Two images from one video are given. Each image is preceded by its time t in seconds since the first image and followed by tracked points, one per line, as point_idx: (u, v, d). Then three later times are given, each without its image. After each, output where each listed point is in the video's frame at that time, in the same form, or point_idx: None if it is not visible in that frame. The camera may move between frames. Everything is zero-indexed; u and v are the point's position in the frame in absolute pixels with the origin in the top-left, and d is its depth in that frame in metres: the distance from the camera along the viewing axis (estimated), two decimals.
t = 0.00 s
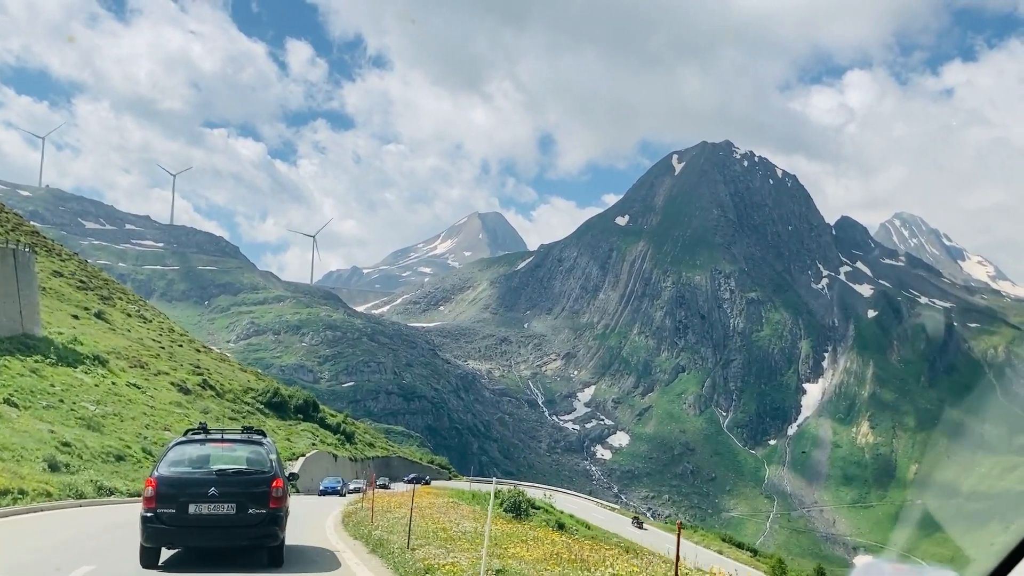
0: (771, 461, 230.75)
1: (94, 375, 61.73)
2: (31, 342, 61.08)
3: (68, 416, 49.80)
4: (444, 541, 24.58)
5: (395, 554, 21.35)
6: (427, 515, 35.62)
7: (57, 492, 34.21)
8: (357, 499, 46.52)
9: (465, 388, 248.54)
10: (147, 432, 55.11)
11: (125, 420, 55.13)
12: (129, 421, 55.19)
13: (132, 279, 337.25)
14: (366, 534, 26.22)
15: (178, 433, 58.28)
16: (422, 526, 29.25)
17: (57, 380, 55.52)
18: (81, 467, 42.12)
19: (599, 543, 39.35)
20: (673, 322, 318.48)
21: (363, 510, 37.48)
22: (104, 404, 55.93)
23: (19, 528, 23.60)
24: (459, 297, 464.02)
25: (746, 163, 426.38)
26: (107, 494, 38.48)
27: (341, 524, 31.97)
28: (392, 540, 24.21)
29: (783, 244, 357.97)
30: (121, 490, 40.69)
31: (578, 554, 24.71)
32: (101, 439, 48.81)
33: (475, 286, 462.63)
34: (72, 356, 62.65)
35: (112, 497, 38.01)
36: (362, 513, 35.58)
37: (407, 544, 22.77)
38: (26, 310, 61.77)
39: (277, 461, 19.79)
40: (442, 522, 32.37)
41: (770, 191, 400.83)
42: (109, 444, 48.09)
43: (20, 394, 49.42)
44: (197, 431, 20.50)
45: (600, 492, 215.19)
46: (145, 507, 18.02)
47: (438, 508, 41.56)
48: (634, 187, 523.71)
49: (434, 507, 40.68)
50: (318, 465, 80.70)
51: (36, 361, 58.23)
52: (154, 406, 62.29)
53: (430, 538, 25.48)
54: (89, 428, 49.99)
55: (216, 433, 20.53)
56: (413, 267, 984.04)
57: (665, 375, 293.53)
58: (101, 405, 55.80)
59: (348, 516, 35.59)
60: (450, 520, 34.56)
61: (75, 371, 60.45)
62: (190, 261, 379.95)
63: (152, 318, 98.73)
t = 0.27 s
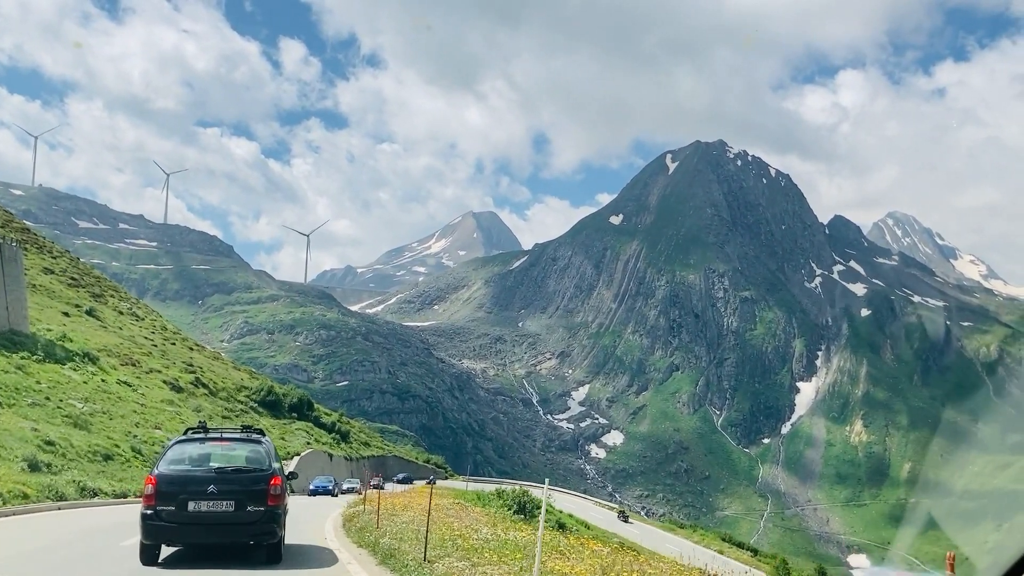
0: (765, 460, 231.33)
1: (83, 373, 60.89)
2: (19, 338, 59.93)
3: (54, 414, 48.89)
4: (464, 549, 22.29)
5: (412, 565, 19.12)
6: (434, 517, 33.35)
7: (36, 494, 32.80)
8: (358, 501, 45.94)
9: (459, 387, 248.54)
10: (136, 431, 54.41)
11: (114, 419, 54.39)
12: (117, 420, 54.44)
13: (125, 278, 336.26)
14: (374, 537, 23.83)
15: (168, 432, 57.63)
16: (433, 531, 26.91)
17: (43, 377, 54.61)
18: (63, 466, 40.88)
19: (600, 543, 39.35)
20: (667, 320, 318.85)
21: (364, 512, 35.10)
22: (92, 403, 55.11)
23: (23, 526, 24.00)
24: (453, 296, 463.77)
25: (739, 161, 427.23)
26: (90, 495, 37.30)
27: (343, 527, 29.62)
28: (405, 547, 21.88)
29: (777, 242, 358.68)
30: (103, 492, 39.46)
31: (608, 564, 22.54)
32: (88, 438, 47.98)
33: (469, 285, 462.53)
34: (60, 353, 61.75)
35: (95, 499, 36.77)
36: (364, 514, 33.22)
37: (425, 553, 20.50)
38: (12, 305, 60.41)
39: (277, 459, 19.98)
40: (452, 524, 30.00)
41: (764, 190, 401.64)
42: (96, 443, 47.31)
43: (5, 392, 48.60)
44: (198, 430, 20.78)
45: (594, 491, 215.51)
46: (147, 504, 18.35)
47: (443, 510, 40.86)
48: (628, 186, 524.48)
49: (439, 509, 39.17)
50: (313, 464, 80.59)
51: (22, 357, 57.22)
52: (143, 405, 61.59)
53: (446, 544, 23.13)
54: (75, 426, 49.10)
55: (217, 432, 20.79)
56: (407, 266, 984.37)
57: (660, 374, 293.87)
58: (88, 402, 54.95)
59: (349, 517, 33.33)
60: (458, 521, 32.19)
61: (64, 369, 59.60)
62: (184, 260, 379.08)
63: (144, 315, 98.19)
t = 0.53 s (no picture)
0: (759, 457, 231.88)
1: (72, 367, 59.97)
2: (4, 330, 58.79)
3: (39, 408, 47.85)
4: (476, 553, 20.93)
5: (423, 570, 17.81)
6: (441, 518, 32.03)
7: (10, 491, 31.13)
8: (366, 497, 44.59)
9: (454, 384, 248.32)
10: (125, 426, 53.65)
11: (102, 414, 53.64)
12: (105, 415, 53.68)
13: (118, 275, 335.01)
14: (381, 540, 22.45)
15: (158, 427, 56.98)
16: (442, 534, 25.56)
17: (29, 370, 53.63)
18: (44, 463, 39.59)
19: (603, 540, 39.18)
20: (661, 317, 319.16)
21: (367, 512, 33.76)
22: (79, 397, 54.21)
23: (25, 520, 23.93)
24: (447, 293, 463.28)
25: (734, 159, 427.77)
26: (72, 494, 36.13)
27: (346, 529, 28.25)
28: (413, 551, 20.56)
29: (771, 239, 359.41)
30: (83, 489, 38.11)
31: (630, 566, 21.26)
32: (75, 433, 47.07)
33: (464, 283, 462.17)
34: (48, 346, 60.87)
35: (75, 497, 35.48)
36: (367, 515, 31.87)
37: (435, 557, 19.18)
38: None
39: (276, 455, 19.89)
40: (461, 526, 28.63)
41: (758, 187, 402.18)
42: (82, 439, 46.46)
43: None
44: (201, 425, 20.78)
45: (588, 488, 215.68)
46: (147, 497, 18.33)
47: (449, 508, 40.01)
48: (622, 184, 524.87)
49: (445, 507, 38.10)
50: (309, 460, 80.23)
51: (7, 349, 56.02)
52: (134, 399, 60.92)
53: (458, 548, 21.73)
54: (61, 420, 48.17)
55: (219, 428, 20.76)
56: (401, 264, 984.23)
57: (654, 371, 294.00)
58: (75, 397, 54.05)
59: (352, 518, 31.98)
60: (467, 522, 30.90)
61: (52, 362, 58.74)
62: (177, 257, 377.88)
63: (136, 310, 97.66)
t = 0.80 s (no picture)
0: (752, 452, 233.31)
1: (59, 360, 59.46)
2: None
3: (23, 402, 47.52)
4: (477, 550, 20.94)
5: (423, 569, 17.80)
6: (441, 515, 32.00)
7: None
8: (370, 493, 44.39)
9: (447, 380, 248.67)
10: (113, 420, 53.30)
11: (89, 407, 53.21)
12: (92, 407, 53.29)
13: (110, 271, 334.21)
14: (381, 539, 22.39)
15: (146, 421, 56.72)
16: (444, 530, 25.53)
17: (15, 364, 53.24)
18: (23, 459, 39.28)
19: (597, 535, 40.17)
20: (654, 313, 320.67)
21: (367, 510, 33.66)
22: (65, 389, 53.64)
23: (30, 521, 24.80)
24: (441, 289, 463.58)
25: (727, 155, 429.03)
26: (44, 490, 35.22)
27: (345, 526, 28.13)
28: (413, 549, 20.54)
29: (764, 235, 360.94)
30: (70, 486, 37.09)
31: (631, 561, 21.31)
32: (60, 427, 46.78)
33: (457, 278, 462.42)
34: (35, 338, 60.33)
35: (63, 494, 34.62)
36: (367, 511, 31.76)
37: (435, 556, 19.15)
38: None
39: (276, 452, 20.64)
40: (462, 522, 28.55)
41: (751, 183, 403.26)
42: (67, 433, 46.09)
43: None
44: (202, 423, 21.56)
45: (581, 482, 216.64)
46: (149, 493, 19.09)
47: (450, 504, 40.06)
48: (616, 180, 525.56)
49: (445, 505, 38.07)
50: (304, 456, 80.49)
51: None
52: (123, 393, 60.55)
53: (458, 546, 21.63)
54: (45, 415, 47.81)
55: (221, 425, 21.53)
56: (394, 260, 984.08)
57: (647, 366, 294.97)
58: (61, 389, 53.52)
59: (352, 516, 31.87)
60: (467, 519, 30.89)
61: (38, 354, 58.20)
62: (170, 253, 377.13)
63: (127, 304, 97.47)
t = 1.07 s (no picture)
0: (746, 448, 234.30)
1: (46, 352, 58.69)
2: None
3: (7, 397, 46.37)
4: (480, 544, 20.90)
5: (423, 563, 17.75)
6: (446, 511, 31.93)
7: None
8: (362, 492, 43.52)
9: (442, 376, 248.52)
10: (101, 416, 52.51)
11: (77, 402, 52.24)
12: (80, 402, 52.34)
13: (104, 267, 332.92)
14: (384, 533, 22.35)
15: (136, 416, 55.87)
16: (447, 526, 25.44)
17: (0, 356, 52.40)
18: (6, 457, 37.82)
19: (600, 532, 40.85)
20: (649, 309, 323.45)
21: (373, 503, 33.52)
22: (51, 383, 52.64)
23: (46, 519, 25.24)
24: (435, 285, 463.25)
25: (722, 150, 429.41)
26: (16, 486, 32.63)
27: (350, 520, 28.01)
28: (417, 541, 20.51)
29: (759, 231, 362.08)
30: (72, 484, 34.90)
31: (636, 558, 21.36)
32: (48, 423, 45.67)
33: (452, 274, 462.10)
34: (22, 331, 59.56)
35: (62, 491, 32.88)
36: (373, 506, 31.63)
37: (439, 550, 19.12)
38: None
39: (279, 446, 20.83)
40: (465, 519, 28.46)
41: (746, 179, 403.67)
42: (53, 428, 44.87)
43: None
44: (207, 418, 21.81)
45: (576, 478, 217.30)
46: (153, 487, 19.39)
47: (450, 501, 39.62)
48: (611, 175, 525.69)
49: (454, 503, 37.77)
50: (299, 452, 80.15)
51: None
52: (114, 388, 59.85)
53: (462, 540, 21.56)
54: (30, 409, 46.62)
55: (225, 421, 21.77)
56: (389, 256, 983.68)
57: (642, 362, 295.38)
58: (47, 383, 52.53)
59: (358, 509, 31.83)
60: (471, 515, 30.72)
61: (24, 347, 57.25)
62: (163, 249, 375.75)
63: (118, 299, 96.71)
